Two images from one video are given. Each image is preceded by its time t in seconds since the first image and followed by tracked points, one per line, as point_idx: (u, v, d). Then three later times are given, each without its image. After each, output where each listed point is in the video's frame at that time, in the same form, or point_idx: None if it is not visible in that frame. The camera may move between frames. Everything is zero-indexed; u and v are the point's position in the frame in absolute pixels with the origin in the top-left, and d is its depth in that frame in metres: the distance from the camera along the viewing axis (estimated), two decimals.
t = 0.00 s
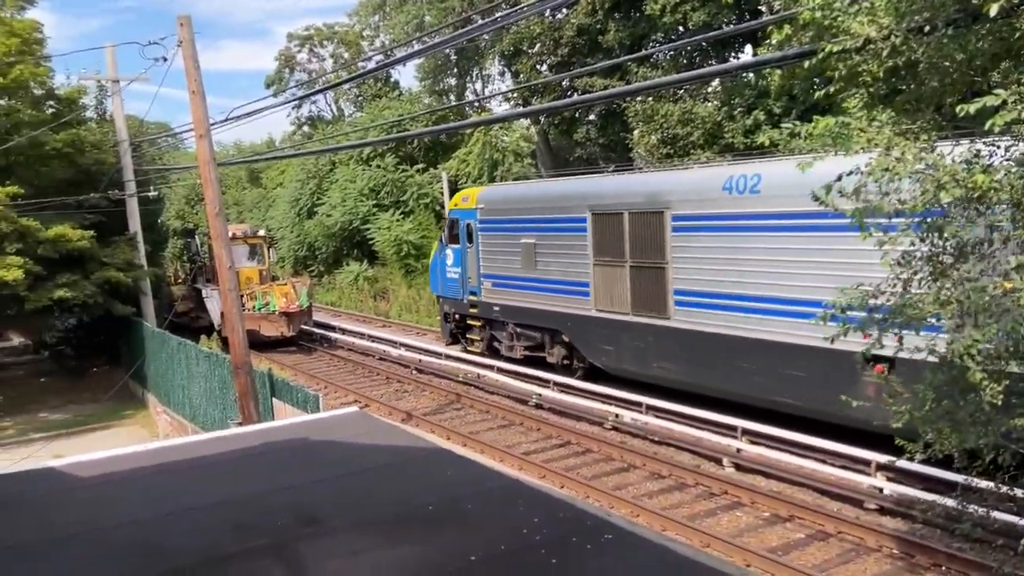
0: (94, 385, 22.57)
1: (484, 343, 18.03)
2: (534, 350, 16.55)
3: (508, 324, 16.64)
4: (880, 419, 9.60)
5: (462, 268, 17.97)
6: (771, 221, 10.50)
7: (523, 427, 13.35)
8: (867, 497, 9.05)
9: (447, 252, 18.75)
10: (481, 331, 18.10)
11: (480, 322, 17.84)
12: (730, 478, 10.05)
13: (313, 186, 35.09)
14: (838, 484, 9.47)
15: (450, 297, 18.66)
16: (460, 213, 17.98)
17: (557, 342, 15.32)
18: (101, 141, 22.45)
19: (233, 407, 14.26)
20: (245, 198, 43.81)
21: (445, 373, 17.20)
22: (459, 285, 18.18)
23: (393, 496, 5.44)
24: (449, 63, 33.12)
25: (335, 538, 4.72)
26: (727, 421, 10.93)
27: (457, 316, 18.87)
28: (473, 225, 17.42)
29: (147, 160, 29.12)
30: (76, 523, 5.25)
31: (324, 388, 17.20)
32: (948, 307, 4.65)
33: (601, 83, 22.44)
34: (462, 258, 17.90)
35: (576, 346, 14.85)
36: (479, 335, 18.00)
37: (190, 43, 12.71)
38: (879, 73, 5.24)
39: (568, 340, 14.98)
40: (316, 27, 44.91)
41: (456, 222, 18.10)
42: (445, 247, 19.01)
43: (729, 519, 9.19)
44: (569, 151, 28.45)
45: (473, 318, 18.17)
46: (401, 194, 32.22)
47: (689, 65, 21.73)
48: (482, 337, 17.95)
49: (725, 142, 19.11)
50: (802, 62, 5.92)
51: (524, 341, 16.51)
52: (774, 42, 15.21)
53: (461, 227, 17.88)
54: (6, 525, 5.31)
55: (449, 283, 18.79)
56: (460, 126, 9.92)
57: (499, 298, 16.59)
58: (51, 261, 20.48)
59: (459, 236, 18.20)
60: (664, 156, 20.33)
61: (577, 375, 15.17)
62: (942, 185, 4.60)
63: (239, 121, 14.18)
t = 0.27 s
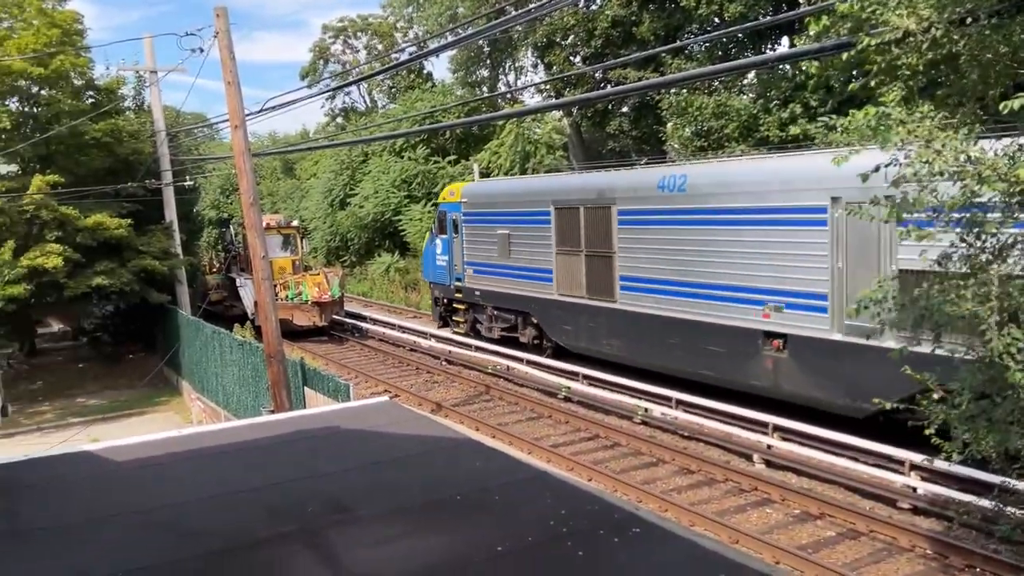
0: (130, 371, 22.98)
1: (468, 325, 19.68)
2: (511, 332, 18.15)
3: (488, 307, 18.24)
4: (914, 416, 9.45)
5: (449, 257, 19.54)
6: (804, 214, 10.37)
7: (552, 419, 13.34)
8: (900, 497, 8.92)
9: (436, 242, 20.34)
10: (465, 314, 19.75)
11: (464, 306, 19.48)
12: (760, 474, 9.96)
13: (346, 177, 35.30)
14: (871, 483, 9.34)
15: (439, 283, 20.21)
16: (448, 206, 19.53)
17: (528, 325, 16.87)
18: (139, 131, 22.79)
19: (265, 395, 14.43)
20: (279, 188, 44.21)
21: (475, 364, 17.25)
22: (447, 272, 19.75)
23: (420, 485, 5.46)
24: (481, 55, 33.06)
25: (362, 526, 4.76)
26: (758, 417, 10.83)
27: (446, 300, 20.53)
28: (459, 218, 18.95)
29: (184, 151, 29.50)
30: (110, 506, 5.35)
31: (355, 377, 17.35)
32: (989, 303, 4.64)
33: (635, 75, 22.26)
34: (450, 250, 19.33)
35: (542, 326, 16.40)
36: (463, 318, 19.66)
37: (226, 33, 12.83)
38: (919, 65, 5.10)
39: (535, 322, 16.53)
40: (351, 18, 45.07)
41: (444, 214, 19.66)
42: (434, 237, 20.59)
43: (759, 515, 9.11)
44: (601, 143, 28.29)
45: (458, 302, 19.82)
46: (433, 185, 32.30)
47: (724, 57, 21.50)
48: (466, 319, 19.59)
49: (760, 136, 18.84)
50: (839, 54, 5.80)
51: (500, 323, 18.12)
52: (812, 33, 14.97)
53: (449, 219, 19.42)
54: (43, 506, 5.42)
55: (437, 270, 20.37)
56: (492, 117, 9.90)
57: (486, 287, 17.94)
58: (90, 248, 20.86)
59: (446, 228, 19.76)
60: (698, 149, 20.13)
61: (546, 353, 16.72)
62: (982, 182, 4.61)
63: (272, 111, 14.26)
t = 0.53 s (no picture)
0: (149, 360, 23.19)
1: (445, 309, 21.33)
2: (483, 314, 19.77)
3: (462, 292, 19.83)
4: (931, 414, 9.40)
5: (428, 245, 21.13)
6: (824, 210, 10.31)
7: (566, 413, 13.34)
8: (916, 495, 8.86)
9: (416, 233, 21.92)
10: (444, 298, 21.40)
11: (442, 291, 21.12)
12: (775, 471, 9.92)
13: (364, 169, 35.41)
14: (888, 482, 9.28)
15: (420, 270, 21.80)
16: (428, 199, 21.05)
17: (495, 308, 18.48)
18: (159, 121, 22.95)
19: (282, 385, 14.53)
20: (298, 179, 44.39)
21: (491, 357, 17.27)
22: (426, 260, 21.34)
23: (434, 476, 5.48)
24: (500, 47, 32.98)
25: (377, 516, 4.79)
26: (774, 414, 10.79)
27: (427, 287, 22.15)
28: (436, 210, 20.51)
29: (203, 141, 29.68)
30: (128, 492, 5.41)
31: (371, 368, 17.43)
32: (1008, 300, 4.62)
33: (654, 68, 22.15)
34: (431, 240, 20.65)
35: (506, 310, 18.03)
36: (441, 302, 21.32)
37: (246, 24, 12.88)
38: (941, 61, 5.05)
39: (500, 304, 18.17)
40: (370, 9, 45.10)
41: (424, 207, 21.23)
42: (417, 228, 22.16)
43: (773, 512, 9.09)
44: (619, 137, 28.19)
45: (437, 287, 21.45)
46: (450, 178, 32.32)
47: (745, 51, 21.35)
48: (444, 303, 21.24)
49: (780, 131, 18.65)
50: (861, 48, 5.75)
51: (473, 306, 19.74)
52: (835, 27, 14.83)
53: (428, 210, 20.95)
54: (62, 492, 5.49)
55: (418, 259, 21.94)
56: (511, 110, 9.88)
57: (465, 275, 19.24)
58: (110, 238, 21.04)
59: (426, 219, 21.33)
60: (717, 143, 20.00)
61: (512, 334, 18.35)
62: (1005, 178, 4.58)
63: (292, 102, 14.29)
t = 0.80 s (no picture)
0: (161, 352, 23.32)
1: (424, 296, 23.07)
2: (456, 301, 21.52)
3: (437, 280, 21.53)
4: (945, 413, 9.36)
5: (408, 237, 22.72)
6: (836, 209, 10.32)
7: (576, 409, 13.34)
8: (927, 495, 8.82)
9: (399, 225, 23.50)
10: (422, 286, 23.12)
11: (420, 279, 22.86)
12: (785, 469, 9.89)
13: (376, 164, 35.48)
14: (899, 481, 9.24)
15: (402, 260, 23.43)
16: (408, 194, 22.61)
17: (466, 295, 20.23)
18: (173, 115, 23.04)
19: (293, 378, 14.59)
20: (310, 174, 44.50)
21: (500, 352, 17.28)
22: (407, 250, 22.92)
23: (444, 470, 5.49)
24: (513, 43, 32.94)
25: (386, 508, 4.80)
26: (785, 412, 10.75)
27: (409, 276, 23.85)
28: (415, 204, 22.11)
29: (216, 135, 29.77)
30: (141, 482, 5.45)
31: (381, 363, 17.47)
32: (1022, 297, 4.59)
33: (667, 64, 22.07)
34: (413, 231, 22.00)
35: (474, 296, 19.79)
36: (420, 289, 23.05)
37: (260, 18, 12.92)
38: (957, 57, 5.03)
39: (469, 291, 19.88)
40: (383, 4, 45.13)
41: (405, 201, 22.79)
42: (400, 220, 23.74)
43: (783, 510, 9.06)
44: (631, 133, 28.10)
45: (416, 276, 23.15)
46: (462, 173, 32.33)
47: (758, 47, 21.26)
48: (422, 291, 22.97)
49: (793, 128, 18.55)
50: (876, 44, 5.73)
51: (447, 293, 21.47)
52: (849, 23, 14.74)
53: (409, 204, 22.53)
54: (75, 481, 5.53)
55: (401, 249, 23.53)
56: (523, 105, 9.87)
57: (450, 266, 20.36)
58: (123, 230, 21.16)
59: (407, 212, 22.91)
60: (729, 140, 19.89)
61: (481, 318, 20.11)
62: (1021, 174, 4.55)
63: (304, 97, 14.31)
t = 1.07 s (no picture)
0: (172, 348, 23.44)
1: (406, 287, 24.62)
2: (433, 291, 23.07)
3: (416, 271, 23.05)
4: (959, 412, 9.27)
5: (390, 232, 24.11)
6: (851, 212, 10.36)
7: (584, 407, 13.34)
8: (938, 496, 8.77)
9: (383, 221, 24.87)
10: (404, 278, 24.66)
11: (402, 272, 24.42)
12: (795, 469, 9.87)
13: (386, 161, 35.55)
14: (910, 482, 9.19)
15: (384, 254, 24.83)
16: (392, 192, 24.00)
17: (442, 286, 21.79)
18: (185, 111, 23.13)
19: (303, 374, 14.63)
20: (320, 171, 44.60)
21: (509, 350, 17.29)
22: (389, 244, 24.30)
23: (454, 467, 5.51)
24: (524, 41, 32.92)
25: (395, 505, 4.81)
26: (795, 412, 10.72)
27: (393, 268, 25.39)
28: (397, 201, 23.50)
29: (228, 132, 29.86)
30: (152, 476, 5.48)
31: (390, 360, 17.51)
32: None
33: (678, 63, 22.02)
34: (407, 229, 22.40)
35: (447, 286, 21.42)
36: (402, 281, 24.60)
37: (272, 16, 12.95)
38: (971, 56, 5.02)
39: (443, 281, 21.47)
40: (394, 2, 45.19)
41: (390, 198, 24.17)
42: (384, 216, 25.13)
43: (792, 510, 9.04)
44: (642, 131, 28.03)
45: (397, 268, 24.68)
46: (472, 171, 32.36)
47: (770, 46, 21.18)
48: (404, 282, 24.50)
49: (805, 127, 18.48)
50: (889, 43, 5.72)
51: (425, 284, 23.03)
52: (863, 22, 14.65)
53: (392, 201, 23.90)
54: (87, 475, 5.57)
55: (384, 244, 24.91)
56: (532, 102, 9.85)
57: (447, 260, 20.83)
58: (134, 227, 21.27)
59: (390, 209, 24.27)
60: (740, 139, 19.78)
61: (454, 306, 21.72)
62: None
63: (315, 94, 14.33)
